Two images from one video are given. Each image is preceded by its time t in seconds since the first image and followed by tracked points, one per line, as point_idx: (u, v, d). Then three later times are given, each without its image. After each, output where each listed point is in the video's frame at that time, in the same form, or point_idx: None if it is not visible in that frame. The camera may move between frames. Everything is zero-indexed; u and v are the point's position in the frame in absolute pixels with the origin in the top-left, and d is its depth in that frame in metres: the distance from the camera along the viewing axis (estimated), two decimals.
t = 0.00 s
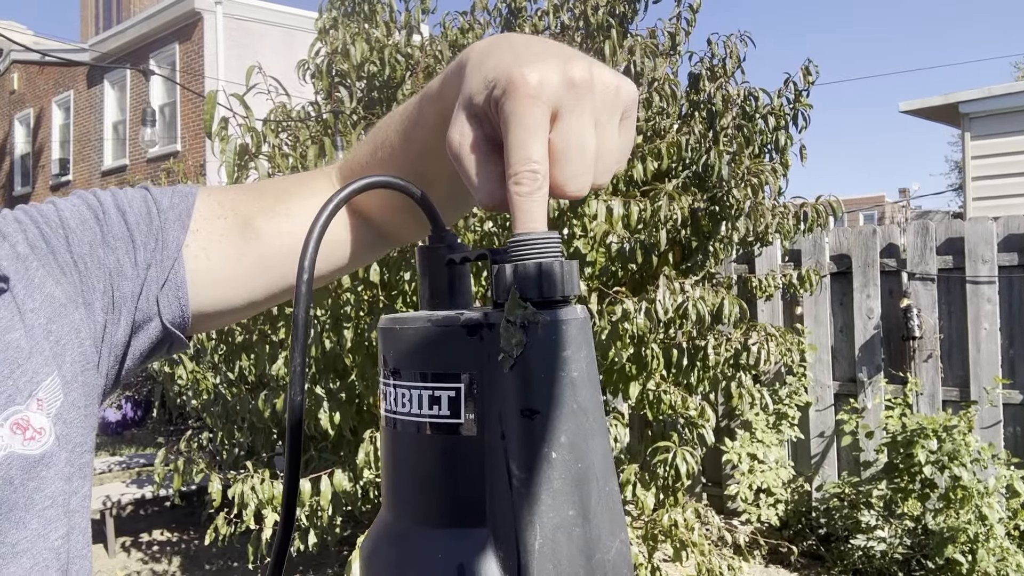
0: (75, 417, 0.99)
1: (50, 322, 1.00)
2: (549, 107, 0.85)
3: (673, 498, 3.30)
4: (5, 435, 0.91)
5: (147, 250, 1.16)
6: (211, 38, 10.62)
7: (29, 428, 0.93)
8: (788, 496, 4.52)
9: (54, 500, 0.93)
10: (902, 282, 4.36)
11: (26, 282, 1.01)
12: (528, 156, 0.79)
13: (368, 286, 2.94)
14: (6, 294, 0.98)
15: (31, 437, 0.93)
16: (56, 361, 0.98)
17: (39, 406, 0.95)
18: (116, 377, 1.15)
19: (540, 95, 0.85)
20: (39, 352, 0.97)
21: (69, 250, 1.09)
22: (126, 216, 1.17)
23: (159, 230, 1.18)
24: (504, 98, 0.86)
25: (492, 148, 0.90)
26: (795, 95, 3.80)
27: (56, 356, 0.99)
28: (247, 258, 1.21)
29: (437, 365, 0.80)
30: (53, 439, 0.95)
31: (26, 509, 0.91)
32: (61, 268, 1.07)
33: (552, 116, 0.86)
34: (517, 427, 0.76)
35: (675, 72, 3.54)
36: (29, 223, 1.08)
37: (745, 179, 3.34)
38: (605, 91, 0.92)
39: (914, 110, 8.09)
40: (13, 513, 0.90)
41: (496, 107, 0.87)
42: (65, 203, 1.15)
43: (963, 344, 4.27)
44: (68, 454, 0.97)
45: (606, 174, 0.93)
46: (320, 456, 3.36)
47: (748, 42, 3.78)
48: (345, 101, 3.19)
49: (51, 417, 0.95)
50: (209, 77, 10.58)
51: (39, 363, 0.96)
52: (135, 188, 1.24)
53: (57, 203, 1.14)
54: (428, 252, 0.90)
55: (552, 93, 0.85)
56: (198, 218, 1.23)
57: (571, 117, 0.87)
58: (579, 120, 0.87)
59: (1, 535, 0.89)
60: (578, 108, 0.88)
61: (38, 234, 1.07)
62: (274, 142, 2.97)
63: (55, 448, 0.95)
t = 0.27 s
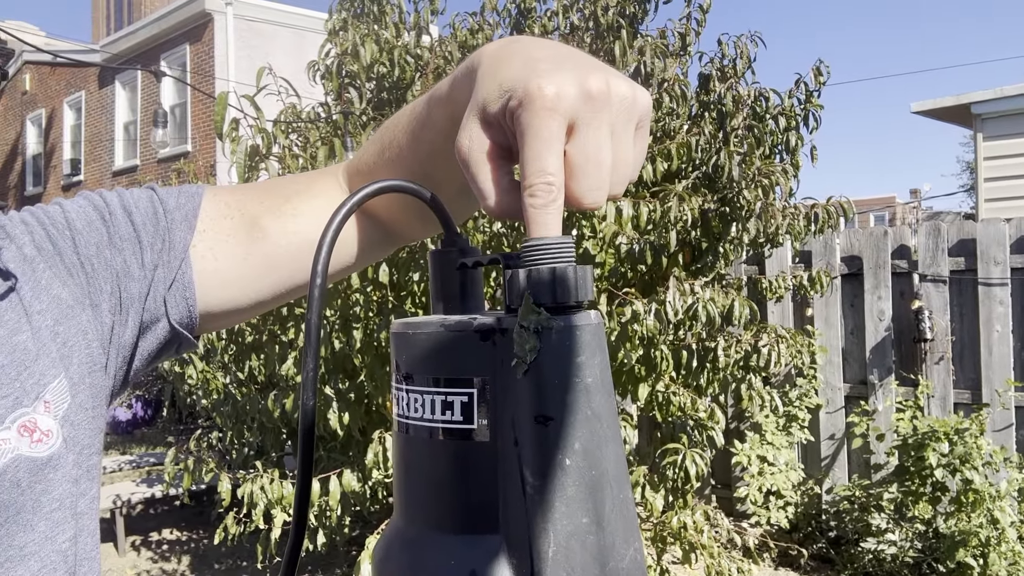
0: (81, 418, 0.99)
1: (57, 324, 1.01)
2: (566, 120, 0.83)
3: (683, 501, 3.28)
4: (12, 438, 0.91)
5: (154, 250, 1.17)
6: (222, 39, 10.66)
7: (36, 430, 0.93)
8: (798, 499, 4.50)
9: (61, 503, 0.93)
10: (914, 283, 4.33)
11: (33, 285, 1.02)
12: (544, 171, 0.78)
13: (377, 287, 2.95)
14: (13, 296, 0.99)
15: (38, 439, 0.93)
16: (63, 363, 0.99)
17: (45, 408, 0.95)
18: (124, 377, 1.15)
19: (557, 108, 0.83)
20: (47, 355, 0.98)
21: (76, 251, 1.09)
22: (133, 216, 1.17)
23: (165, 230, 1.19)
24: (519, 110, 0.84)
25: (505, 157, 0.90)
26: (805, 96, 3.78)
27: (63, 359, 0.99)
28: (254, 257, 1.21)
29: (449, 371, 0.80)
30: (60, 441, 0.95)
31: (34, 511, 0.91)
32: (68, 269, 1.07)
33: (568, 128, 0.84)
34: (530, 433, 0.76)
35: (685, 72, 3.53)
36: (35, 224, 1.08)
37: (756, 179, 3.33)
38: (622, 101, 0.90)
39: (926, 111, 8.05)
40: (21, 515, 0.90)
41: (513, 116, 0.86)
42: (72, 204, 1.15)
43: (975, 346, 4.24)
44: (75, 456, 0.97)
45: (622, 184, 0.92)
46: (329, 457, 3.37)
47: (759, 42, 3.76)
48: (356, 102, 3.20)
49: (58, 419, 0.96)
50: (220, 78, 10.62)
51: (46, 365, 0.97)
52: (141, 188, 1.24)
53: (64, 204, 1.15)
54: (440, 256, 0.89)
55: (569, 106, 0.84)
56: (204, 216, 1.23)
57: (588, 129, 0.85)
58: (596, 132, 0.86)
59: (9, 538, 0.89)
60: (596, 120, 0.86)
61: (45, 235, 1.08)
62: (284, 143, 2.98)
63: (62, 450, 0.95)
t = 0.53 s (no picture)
0: (89, 422, 1.00)
1: (65, 327, 1.02)
2: (561, 84, 0.85)
3: (692, 503, 3.26)
4: (21, 442, 0.92)
5: (162, 254, 1.17)
6: (232, 40, 10.70)
7: (45, 435, 0.94)
8: (808, 501, 4.49)
9: (71, 507, 0.95)
10: (925, 285, 4.30)
11: (42, 291, 1.02)
12: (544, 133, 0.79)
13: (386, 288, 2.95)
14: (22, 300, 1.00)
15: (47, 443, 0.94)
16: (71, 368, 1.00)
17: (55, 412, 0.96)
18: (133, 381, 1.16)
19: (552, 71, 0.84)
20: (55, 358, 0.98)
21: (85, 255, 1.10)
22: (141, 220, 1.18)
23: (173, 235, 1.19)
24: (515, 76, 0.86)
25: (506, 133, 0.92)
26: (816, 97, 3.76)
27: (71, 364, 1.00)
28: (260, 261, 1.21)
29: (464, 381, 0.80)
30: (69, 445, 0.96)
31: (43, 516, 0.92)
32: (77, 273, 1.08)
33: (566, 92, 0.85)
34: (545, 446, 0.76)
35: (695, 73, 3.52)
36: (44, 229, 1.09)
37: (766, 181, 3.31)
38: (616, 67, 0.91)
39: (937, 111, 8.00)
40: (30, 520, 0.91)
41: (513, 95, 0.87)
42: (80, 209, 1.16)
43: (986, 348, 4.21)
44: (84, 460, 0.98)
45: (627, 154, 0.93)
46: (338, 457, 3.38)
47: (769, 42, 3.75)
48: (365, 103, 3.20)
49: (67, 424, 0.96)
50: (230, 78, 10.65)
51: (54, 370, 0.97)
52: (150, 192, 1.25)
53: (72, 208, 1.16)
54: (453, 264, 0.89)
55: (565, 69, 0.85)
56: (212, 220, 1.23)
57: (585, 92, 0.86)
58: (593, 95, 0.87)
59: (18, 542, 0.91)
60: (593, 84, 0.87)
61: (53, 239, 1.09)
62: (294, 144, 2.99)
63: (71, 454, 0.96)
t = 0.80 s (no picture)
0: (89, 416, 1.00)
1: (64, 322, 1.02)
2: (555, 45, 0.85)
3: (700, 505, 3.25)
4: (20, 437, 0.91)
5: (159, 249, 1.18)
6: (242, 39, 10.72)
7: (44, 430, 0.94)
8: (817, 503, 4.46)
9: (70, 504, 0.94)
10: (936, 286, 4.27)
11: (40, 286, 1.02)
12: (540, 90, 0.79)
13: (393, 287, 2.94)
14: (21, 294, 0.99)
15: (46, 439, 0.94)
16: (70, 363, 1.00)
17: (55, 408, 0.95)
18: (131, 376, 1.17)
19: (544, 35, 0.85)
20: (55, 352, 0.98)
21: (82, 251, 1.11)
22: (138, 216, 1.19)
23: (170, 230, 1.20)
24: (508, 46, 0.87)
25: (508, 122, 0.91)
26: (827, 96, 3.74)
27: (70, 358, 1.00)
28: (256, 252, 1.19)
29: (466, 386, 0.79)
30: (68, 440, 0.96)
31: (43, 513, 0.92)
32: (74, 269, 1.09)
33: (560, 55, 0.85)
34: (550, 452, 0.76)
35: (704, 72, 3.51)
36: (40, 225, 1.10)
37: (776, 180, 3.29)
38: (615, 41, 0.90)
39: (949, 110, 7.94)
40: (30, 516, 0.91)
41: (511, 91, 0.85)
42: (76, 206, 1.17)
43: (998, 350, 4.17)
44: (84, 456, 0.98)
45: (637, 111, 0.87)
46: (346, 456, 3.38)
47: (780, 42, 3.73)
48: (373, 103, 3.20)
49: (66, 419, 0.96)
50: (240, 78, 10.67)
51: (53, 364, 0.97)
52: (147, 186, 1.25)
53: (69, 206, 1.17)
54: (458, 267, 0.89)
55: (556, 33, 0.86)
56: (208, 214, 1.23)
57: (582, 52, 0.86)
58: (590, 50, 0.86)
59: (17, 539, 0.90)
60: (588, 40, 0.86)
61: (50, 235, 1.09)
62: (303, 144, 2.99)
63: (70, 450, 0.96)
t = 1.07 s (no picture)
0: (92, 414, 1.00)
1: (67, 321, 1.01)
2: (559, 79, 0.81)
3: (707, 505, 3.20)
4: (22, 435, 0.92)
5: (164, 248, 1.17)
6: (250, 39, 10.75)
7: (47, 429, 0.94)
8: (826, 503, 4.44)
9: (73, 501, 0.94)
10: (946, 286, 4.24)
11: (45, 285, 1.02)
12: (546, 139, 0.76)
13: (400, 286, 2.94)
14: (23, 294, 0.99)
15: (49, 437, 0.94)
16: (74, 362, 1.00)
17: (57, 407, 0.95)
18: (137, 374, 1.16)
19: (549, 70, 0.82)
20: (58, 351, 0.98)
21: (86, 249, 1.10)
22: (142, 214, 1.18)
23: (175, 229, 1.19)
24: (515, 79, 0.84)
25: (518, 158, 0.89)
26: (836, 95, 3.72)
27: (74, 357, 1.00)
28: (261, 254, 1.20)
29: (475, 381, 0.78)
30: (71, 438, 0.96)
31: (46, 510, 0.92)
32: (78, 268, 1.08)
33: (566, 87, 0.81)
34: (559, 449, 0.75)
35: (712, 71, 3.49)
36: (44, 225, 1.09)
37: (785, 179, 3.27)
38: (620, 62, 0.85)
39: (959, 110, 7.89)
40: (32, 514, 0.91)
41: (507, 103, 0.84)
42: (81, 203, 1.16)
43: (1009, 350, 4.14)
44: (86, 455, 0.98)
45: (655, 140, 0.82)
46: (353, 455, 3.37)
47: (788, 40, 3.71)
48: (381, 102, 3.20)
49: (69, 418, 0.96)
50: (249, 77, 10.69)
51: (57, 363, 0.97)
52: (153, 184, 1.25)
53: (73, 203, 1.16)
54: (466, 262, 0.88)
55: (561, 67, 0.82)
56: (214, 214, 1.22)
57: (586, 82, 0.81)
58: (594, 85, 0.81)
59: (19, 538, 0.90)
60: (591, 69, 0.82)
61: (53, 234, 1.09)
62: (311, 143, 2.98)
63: (73, 447, 0.96)
